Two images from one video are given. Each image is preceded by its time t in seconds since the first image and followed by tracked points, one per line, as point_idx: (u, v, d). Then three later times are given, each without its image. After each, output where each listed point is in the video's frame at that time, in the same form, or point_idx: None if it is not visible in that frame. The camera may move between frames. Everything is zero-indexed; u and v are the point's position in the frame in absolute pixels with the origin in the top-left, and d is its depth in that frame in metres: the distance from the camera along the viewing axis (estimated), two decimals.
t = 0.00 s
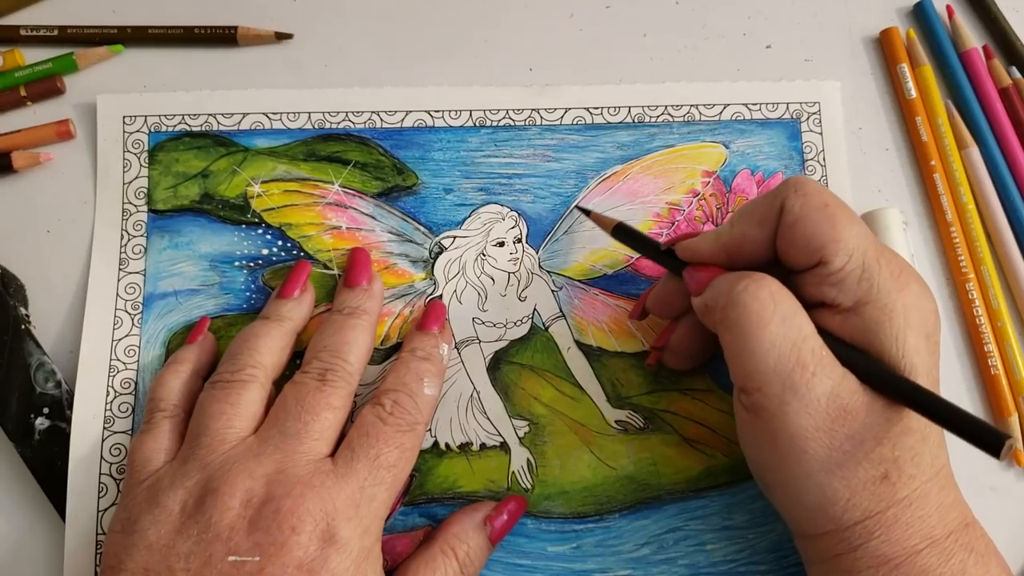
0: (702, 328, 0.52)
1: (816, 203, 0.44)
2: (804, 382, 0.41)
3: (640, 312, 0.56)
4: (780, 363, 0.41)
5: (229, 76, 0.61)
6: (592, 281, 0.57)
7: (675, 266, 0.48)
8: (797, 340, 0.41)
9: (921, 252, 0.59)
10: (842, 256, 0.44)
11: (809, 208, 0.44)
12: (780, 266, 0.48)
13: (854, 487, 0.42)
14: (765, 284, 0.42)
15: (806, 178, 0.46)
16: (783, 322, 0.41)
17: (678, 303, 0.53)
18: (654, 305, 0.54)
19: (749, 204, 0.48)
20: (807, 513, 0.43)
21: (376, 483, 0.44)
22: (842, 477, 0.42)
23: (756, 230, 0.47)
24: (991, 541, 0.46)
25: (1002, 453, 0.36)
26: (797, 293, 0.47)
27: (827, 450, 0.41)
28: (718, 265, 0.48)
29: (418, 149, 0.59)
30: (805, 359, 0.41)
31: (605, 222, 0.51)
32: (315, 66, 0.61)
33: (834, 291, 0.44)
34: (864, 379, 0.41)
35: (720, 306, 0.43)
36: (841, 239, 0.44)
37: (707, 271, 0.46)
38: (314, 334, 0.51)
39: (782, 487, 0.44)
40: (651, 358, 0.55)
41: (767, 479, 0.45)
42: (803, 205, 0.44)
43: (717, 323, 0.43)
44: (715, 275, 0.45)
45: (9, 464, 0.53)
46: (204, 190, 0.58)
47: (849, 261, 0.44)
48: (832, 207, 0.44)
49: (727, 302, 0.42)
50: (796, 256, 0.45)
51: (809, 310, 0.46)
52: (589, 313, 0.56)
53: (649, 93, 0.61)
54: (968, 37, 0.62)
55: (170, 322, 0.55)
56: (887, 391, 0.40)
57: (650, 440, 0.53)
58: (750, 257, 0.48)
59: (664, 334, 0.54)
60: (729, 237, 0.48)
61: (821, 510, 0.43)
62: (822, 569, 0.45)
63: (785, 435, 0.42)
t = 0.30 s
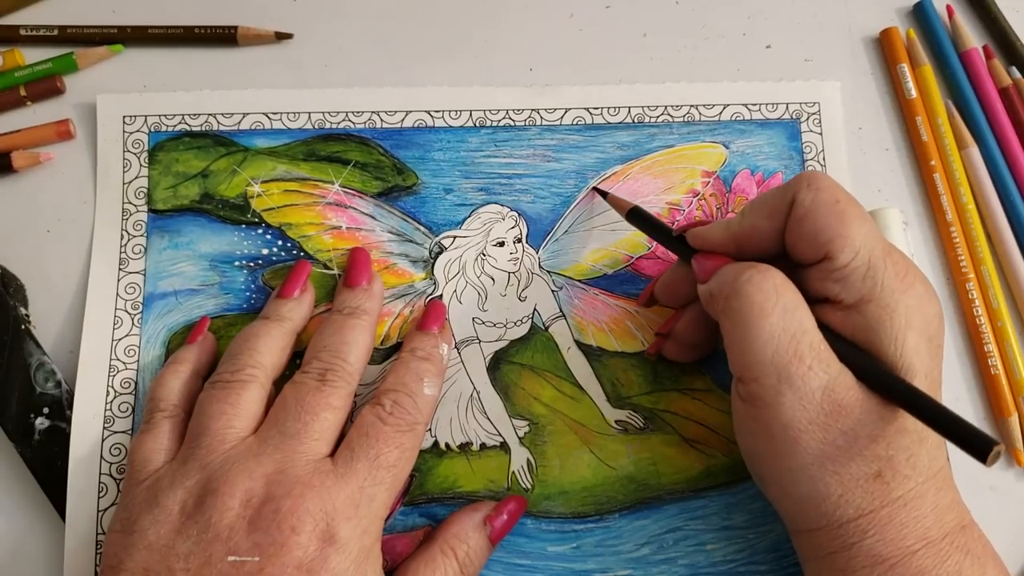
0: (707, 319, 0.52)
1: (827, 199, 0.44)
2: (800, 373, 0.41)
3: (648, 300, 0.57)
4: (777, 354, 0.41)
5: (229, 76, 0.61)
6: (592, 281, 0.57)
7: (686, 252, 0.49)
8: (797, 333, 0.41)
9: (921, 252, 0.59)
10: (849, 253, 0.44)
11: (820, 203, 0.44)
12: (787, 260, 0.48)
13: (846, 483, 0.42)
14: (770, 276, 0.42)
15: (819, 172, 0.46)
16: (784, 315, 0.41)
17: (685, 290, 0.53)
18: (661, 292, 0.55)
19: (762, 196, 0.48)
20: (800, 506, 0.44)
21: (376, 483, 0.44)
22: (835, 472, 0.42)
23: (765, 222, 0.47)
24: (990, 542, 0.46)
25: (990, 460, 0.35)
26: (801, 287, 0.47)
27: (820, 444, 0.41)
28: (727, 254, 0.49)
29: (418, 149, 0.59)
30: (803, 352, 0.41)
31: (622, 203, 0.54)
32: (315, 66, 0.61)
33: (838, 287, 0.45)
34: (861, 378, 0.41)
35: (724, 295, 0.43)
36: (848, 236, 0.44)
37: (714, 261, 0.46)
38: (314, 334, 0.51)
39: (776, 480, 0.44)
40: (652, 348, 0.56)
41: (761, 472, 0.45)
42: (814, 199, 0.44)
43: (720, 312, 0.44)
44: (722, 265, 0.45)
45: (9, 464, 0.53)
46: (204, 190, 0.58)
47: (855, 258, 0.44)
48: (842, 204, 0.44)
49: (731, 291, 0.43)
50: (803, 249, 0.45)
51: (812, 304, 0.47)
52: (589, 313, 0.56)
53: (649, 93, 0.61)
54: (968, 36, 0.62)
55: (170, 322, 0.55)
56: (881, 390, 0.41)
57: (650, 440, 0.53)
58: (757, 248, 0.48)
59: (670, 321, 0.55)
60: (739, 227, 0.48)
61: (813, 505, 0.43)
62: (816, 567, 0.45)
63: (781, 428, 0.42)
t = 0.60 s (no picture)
0: (703, 329, 0.52)
1: (815, 204, 0.44)
2: (802, 379, 0.41)
3: (640, 314, 0.56)
4: (777, 360, 0.41)
5: (229, 76, 0.61)
6: (592, 281, 0.57)
7: (674, 266, 0.49)
8: (796, 338, 0.41)
9: (921, 252, 0.59)
10: (841, 256, 0.44)
11: (808, 208, 0.44)
12: (779, 268, 0.48)
13: (851, 485, 0.42)
14: (765, 282, 0.42)
15: (804, 178, 0.46)
16: (782, 320, 0.41)
17: (678, 303, 0.53)
18: (654, 305, 0.54)
19: (749, 205, 0.48)
20: (800, 506, 0.44)
21: (376, 483, 0.44)
22: (839, 475, 0.42)
23: (755, 231, 0.47)
24: (990, 541, 0.46)
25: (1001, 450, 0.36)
26: (796, 292, 0.47)
27: (825, 448, 0.41)
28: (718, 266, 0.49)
29: (418, 149, 0.59)
30: (803, 356, 0.41)
31: (604, 223, 0.52)
32: (315, 66, 0.61)
33: (833, 291, 0.44)
34: (863, 378, 0.41)
35: (720, 304, 0.43)
36: (840, 238, 0.43)
37: (706, 271, 0.46)
38: (314, 334, 0.51)
39: (779, 483, 0.44)
40: (652, 358, 0.55)
41: (764, 476, 0.45)
42: (802, 205, 0.44)
43: (717, 321, 0.44)
44: (714, 276, 0.46)
45: (9, 464, 0.53)
46: (204, 190, 0.58)
47: (848, 260, 0.44)
48: (830, 207, 0.44)
49: (727, 300, 0.42)
50: (794, 256, 0.45)
51: (808, 310, 0.46)
52: (589, 313, 0.56)
53: (649, 93, 0.61)
54: (968, 37, 0.62)
55: (170, 322, 0.55)
56: (885, 390, 0.41)
57: (650, 440, 0.53)
58: (748, 257, 0.48)
59: (665, 334, 0.54)
60: (729, 237, 0.48)
61: (817, 508, 0.43)
62: (819, 567, 0.45)
63: (781, 428, 0.42)
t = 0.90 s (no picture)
0: (709, 322, 0.52)
1: (826, 201, 0.44)
2: (803, 377, 0.41)
3: (648, 304, 0.56)
4: (780, 357, 0.41)
5: (229, 76, 0.61)
6: (592, 281, 0.57)
7: (685, 257, 0.49)
8: (800, 335, 0.41)
9: (921, 252, 0.59)
10: (849, 254, 0.44)
11: (819, 204, 0.44)
12: (788, 263, 0.48)
13: (850, 485, 0.42)
14: (772, 278, 0.42)
15: (818, 174, 0.46)
16: (787, 317, 0.41)
17: (686, 295, 0.53)
18: (661, 296, 0.54)
19: (762, 198, 0.48)
20: (800, 507, 0.44)
21: (375, 483, 0.44)
22: (838, 474, 0.42)
23: (766, 225, 0.47)
24: (990, 542, 0.46)
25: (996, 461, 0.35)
26: (803, 288, 0.47)
27: (823, 446, 0.41)
28: (727, 257, 0.49)
29: (418, 149, 0.59)
30: (805, 355, 0.41)
31: (619, 209, 0.52)
32: (315, 66, 0.61)
33: (839, 289, 0.44)
34: (864, 378, 0.41)
35: (726, 298, 0.43)
36: (849, 236, 0.43)
37: (715, 263, 0.46)
38: (314, 334, 0.51)
39: (778, 482, 0.44)
40: (653, 350, 0.55)
41: (768, 479, 0.45)
42: (813, 201, 0.44)
43: (722, 315, 0.44)
44: (723, 268, 0.45)
45: (9, 464, 0.53)
46: (204, 190, 0.58)
47: (856, 259, 0.44)
48: (841, 204, 0.44)
49: (734, 294, 0.42)
50: (803, 251, 0.45)
51: (814, 306, 0.46)
52: (589, 313, 0.56)
53: (649, 93, 0.61)
54: (968, 36, 0.62)
55: (170, 322, 0.55)
56: (885, 392, 0.40)
57: (650, 440, 0.53)
58: (759, 251, 0.48)
59: (671, 326, 0.55)
60: (739, 230, 0.48)
61: (816, 508, 0.43)
62: (820, 568, 0.45)
63: (781, 429, 0.42)
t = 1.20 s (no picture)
0: (702, 337, 0.52)
1: (807, 209, 0.44)
2: (801, 383, 0.41)
3: (635, 323, 0.56)
4: (776, 366, 0.41)
5: (230, 76, 0.61)
6: (592, 281, 0.57)
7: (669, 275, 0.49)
8: (794, 343, 0.41)
9: (921, 252, 0.59)
10: (836, 259, 0.44)
11: (800, 213, 0.44)
12: (774, 273, 0.48)
13: (849, 486, 0.42)
14: (761, 288, 0.42)
15: (795, 183, 0.46)
16: (779, 326, 0.41)
17: (675, 311, 0.53)
18: (650, 314, 0.54)
19: (742, 211, 0.49)
20: (800, 508, 0.44)
21: (376, 483, 0.44)
22: (840, 478, 0.42)
23: (748, 238, 0.47)
24: (989, 542, 0.46)
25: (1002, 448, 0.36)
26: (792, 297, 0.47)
27: (822, 447, 0.41)
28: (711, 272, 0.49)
29: (418, 149, 0.59)
30: (802, 361, 0.41)
31: (597, 232, 0.53)
32: (315, 66, 0.61)
33: (829, 294, 0.44)
34: (858, 378, 0.42)
35: (717, 310, 0.43)
36: (835, 242, 0.44)
37: (701, 279, 0.46)
38: (314, 334, 0.51)
39: (779, 486, 0.44)
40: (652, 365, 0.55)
41: (765, 480, 0.45)
42: (794, 210, 0.45)
43: (714, 327, 0.44)
44: (710, 282, 0.45)
45: (9, 464, 0.53)
46: (204, 190, 0.58)
47: (843, 264, 0.44)
48: (823, 211, 0.44)
49: (724, 305, 0.42)
50: (789, 261, 0.45)
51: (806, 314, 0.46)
52: (589, 313, 0.56)
53: (649, 93, 0.61)
54: (968, 36, 0.62)
55: (170, 322, 0.55)
56: (884, 390, 0.41)
57: (650, 441, 0.53)
58: (743, 264, 0.48)
59: (664, 343, 0.54)
60: (721, 245, 0.48)
61: (815, 508, 0.43)
62: (820, 568, 0.45)
63: (780, 430, 0.42)
